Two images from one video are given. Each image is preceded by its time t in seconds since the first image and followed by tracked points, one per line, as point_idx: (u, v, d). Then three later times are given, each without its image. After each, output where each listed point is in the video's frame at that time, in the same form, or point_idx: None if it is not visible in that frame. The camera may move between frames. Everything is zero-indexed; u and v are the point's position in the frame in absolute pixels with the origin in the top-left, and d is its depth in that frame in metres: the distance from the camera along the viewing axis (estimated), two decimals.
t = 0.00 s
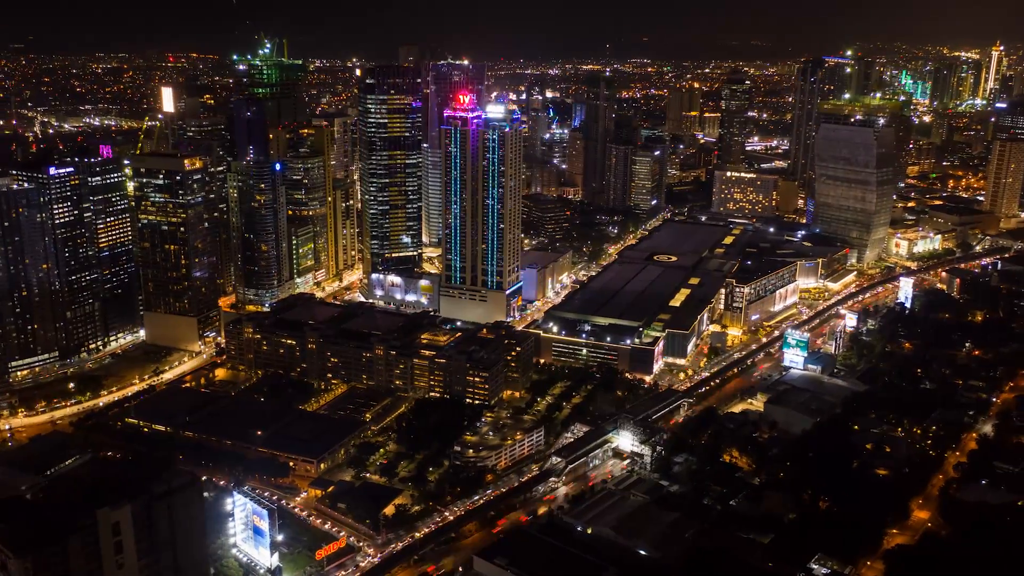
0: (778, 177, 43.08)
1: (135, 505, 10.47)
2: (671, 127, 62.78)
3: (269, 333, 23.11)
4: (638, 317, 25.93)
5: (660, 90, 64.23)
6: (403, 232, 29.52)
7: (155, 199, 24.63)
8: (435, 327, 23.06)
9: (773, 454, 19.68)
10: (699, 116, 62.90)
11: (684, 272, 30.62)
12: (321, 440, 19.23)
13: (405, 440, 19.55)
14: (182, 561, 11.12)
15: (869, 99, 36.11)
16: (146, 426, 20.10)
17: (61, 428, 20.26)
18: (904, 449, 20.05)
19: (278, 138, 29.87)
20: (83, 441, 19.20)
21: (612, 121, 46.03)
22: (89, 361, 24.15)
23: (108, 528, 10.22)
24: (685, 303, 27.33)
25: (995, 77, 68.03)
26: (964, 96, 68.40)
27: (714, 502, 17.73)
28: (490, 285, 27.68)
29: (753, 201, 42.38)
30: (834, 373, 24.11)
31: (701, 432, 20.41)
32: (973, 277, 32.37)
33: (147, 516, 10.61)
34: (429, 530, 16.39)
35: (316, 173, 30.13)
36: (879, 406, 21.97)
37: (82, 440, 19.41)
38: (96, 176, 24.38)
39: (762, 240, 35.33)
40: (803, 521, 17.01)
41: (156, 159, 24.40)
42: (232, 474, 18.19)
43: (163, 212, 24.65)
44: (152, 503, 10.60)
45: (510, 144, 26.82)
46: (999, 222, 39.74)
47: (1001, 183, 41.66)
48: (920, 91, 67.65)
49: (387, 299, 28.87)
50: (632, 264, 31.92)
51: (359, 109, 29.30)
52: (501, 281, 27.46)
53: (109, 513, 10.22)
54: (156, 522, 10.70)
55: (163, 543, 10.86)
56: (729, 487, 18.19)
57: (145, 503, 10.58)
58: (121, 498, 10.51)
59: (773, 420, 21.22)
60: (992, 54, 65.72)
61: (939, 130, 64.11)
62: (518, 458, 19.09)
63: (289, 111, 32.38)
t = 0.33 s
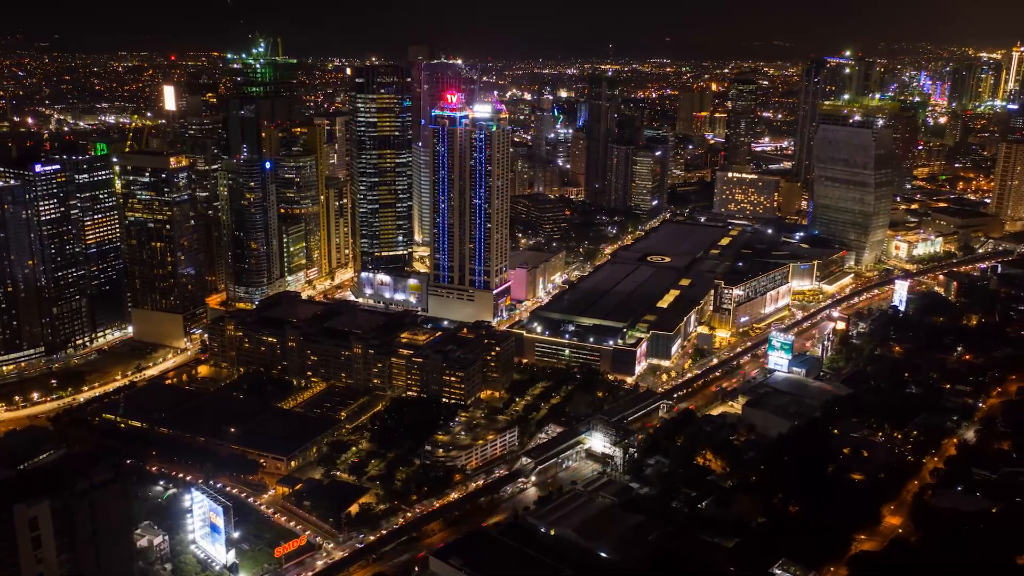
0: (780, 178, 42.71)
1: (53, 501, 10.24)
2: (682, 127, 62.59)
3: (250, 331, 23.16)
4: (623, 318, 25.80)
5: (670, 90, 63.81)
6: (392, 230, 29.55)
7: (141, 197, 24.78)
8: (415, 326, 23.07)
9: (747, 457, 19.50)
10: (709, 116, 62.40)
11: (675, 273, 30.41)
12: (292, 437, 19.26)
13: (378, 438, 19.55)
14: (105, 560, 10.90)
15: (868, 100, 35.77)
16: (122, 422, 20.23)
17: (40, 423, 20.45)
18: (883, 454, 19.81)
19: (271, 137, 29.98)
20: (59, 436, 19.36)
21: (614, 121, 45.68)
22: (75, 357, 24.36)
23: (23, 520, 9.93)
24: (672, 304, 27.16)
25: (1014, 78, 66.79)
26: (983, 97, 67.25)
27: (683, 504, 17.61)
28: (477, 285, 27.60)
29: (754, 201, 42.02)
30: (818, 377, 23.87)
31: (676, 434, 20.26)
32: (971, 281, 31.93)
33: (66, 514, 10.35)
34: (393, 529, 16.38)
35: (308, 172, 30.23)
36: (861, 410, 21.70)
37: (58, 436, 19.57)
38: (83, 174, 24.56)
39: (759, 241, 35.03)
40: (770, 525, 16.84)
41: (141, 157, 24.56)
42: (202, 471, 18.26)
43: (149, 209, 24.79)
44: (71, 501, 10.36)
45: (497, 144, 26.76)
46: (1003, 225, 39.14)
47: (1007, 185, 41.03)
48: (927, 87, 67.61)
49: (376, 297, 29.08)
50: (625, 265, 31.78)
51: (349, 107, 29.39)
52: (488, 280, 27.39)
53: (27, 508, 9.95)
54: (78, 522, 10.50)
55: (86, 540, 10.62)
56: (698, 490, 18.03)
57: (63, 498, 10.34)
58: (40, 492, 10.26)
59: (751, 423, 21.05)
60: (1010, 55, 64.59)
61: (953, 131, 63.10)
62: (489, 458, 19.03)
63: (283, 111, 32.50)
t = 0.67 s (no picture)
0: (780, 178, 42.38)
1: None
2: (689, 128, 62.46)
3: (229, 329, 23.22)
4: (606, 319, 25.69)
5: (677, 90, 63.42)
6: (379, 230, 29.56)
7: (125, 194, 25.05)
8: (393, 325, 23.08)
9: (718, 459, 19.35)
10: (716, 117, 62.00)
11: (664, 274, 30.24)
12: (263, 435, 19.30)
13: (348, 437, 19.56)
14: (27, 555, 9.85)
15: (864, 101, 35.52)
16: (97, 418, 20.36)
17: (17, 418, 20.62)
18: (857, 458, 19.60)
19: (260, 136, 30.05)
20: (33, 432, 19.51)
21: (614, 122, 45.72)
22: (59, 352, 24.56)
23: None
24: (657, 305, 27.01)
25: None
26: (1000, 98, 66.37)
27: (648, 507, 17.49)
28: (463, 285, 27.53)
29: (753, 203, 41.74)
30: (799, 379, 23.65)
31: (649, 436, 20.13)
32: (966, 284, 31.56)
33: None
34: (353, 527, 16.36)
35: (298, 171, 30.29)
36: (838, 413, 21.48)
37: (31, 431, 19.73)
38: (68, 172, 24.78)
39: (754, 243, 34.78)
40: (733, 529, 16.69)
41: (124, 155, 24.81)
42: (170, 467, 18.34)
43: (134, 207, 25.02)
44: None
45: (482, 143, 26.74)
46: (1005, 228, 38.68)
47: (1011, 187, 40.52)
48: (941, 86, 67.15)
49: (362, 297, 29.18)
50: (615, 265, 31.66)
51: (337, 107, 29.48)
52: (473, 280, 27.33)
53: None
54: None
55: (3, 534, 9.64)
56: (665, 493, 17.89)
57: None
58: None
59: (725, 426, 20.88)
60: None
61: (965, 133, 62.41)
62: (458, 458, 18.98)
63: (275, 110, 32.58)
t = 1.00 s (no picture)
0: (777, 180, 42.10)
1: None
2: (696, 128, 62.38)
3: (207, 327, 23.32)
4: (586, 319, 25.58)
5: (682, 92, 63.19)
6: (365, 229, 29.62)
7: (108, 192, 25.35)
8: (369, 325, 23.10)
9: (687, 462, 19.21)
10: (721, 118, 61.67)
11: (651, 275, 30.09)
12: (232, 433, 19.35)
13: (316, 436, 19.58)
14: None
15: (858, 102, 35.31)
16: (71, 415, 20.47)
17: None
18: (828, 461, 19.40)
19: (249, 135, 30.09)
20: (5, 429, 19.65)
21: (612, 122, 46.04)
22: (41, 349, 24.62)
23: None
24: (640, 306, 26.86)
25: None
26: (1013, 100, 65.52)
27: (612, 509, 17.38)
28: (446, 285, 27.48)
29: (750, 204, 41.47)
30: (778, 382, 23.45)
31: (619, 438, 20.01)
32: (958, 288, 31.19)
33: None
34: (312, 525, 16.38)
35: (287, 171, 30.38)
36: (814, 416, 21.27)
37: (3, 427, 19.86)
38: (51, 170, 25.04)
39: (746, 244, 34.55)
40: (694, 532, 16.56)
41: (107, 153, 25.14)
42: (138, 464, 18.44)
43: (116, 204, 25.32)
44: None
45: (465, 143, 26.73)
46: (1004, 231, 38.20)
47: (1011, 190, 40.03)
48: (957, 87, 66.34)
49: (347, 295, 29.22)
50: (604, 266, 31.54)
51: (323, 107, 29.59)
52: (456, 280, 27.27)
53: None
54: None
55: None
56: (629, 496, 17.77)
57: None
58: None
59: (698, 428, 20.74)
60: None
61: (974, 134, 61.46)
62: (425, 459, 18.97)
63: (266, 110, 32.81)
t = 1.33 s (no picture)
0: (773, 181, 41.83)
1: None
2: (700, 128, 62.09)
3: (183, 325, 23.42)
4: (566, 320, 25.47)
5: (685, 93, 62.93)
6: (349, 228, 29.70)
7: (90, 191, 25.58)
8: (345, 325, 23.12)
9: (654, 464, 19.09)
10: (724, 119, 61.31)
11: (636, 276, 29.97)
12: (200, 430, 19.40)
13: (284, 435, 19.60)
14: None
15: (851, 102, 35.02)
16: (43, 412, 20.61)
17: None
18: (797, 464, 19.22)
19: (236, 134, 30.15)
20: None
21: (609, 122, 45.93)
22: (21, 346, 24.63)
23: None
24: (622, 306, 26.74)
25: None
26: None
27: (573, 510, 17.27)
28: (428, 284, 27.44)
29: (745, 205, 41.19)
30: (756, 384, 23.26)
31: (588, 439, 19.91)
32: (949, 290, 30.87)
33: None
34: (271, 523, 16.38)
35: (273, 170, 30.48)
36: (788, 418, 21.07)
37: None
38: (33, 168, 25.24)
39: (737, 245, 34.35)
40: (653, 535, 16.44)
41: (89, 152, 25.40)
42: (104, 461, 18.54)
43: (97, 203, 25.52)
44: None
45: (446, 143, 26.77)
46: (1001, 233, 37.76)
47: (1009, 191, 39.57)
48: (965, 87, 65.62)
49: (332, 295, 29.23)
50: (590, 266, 31.43)
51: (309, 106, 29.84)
52: (438, 280, 27.24)
53: None
54: None
55: None
56: (592, 497, 17.66)
57: None
58: None
59: (668, 430, 20.61)
60: None
61: (983, 135, 59.84)
62: (391, 458, 18.93)
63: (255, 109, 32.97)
